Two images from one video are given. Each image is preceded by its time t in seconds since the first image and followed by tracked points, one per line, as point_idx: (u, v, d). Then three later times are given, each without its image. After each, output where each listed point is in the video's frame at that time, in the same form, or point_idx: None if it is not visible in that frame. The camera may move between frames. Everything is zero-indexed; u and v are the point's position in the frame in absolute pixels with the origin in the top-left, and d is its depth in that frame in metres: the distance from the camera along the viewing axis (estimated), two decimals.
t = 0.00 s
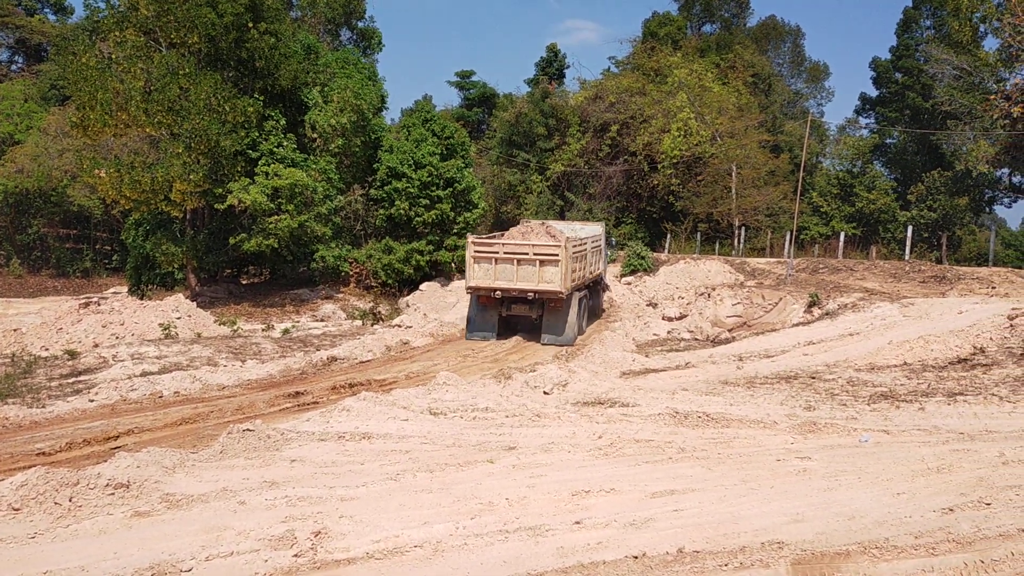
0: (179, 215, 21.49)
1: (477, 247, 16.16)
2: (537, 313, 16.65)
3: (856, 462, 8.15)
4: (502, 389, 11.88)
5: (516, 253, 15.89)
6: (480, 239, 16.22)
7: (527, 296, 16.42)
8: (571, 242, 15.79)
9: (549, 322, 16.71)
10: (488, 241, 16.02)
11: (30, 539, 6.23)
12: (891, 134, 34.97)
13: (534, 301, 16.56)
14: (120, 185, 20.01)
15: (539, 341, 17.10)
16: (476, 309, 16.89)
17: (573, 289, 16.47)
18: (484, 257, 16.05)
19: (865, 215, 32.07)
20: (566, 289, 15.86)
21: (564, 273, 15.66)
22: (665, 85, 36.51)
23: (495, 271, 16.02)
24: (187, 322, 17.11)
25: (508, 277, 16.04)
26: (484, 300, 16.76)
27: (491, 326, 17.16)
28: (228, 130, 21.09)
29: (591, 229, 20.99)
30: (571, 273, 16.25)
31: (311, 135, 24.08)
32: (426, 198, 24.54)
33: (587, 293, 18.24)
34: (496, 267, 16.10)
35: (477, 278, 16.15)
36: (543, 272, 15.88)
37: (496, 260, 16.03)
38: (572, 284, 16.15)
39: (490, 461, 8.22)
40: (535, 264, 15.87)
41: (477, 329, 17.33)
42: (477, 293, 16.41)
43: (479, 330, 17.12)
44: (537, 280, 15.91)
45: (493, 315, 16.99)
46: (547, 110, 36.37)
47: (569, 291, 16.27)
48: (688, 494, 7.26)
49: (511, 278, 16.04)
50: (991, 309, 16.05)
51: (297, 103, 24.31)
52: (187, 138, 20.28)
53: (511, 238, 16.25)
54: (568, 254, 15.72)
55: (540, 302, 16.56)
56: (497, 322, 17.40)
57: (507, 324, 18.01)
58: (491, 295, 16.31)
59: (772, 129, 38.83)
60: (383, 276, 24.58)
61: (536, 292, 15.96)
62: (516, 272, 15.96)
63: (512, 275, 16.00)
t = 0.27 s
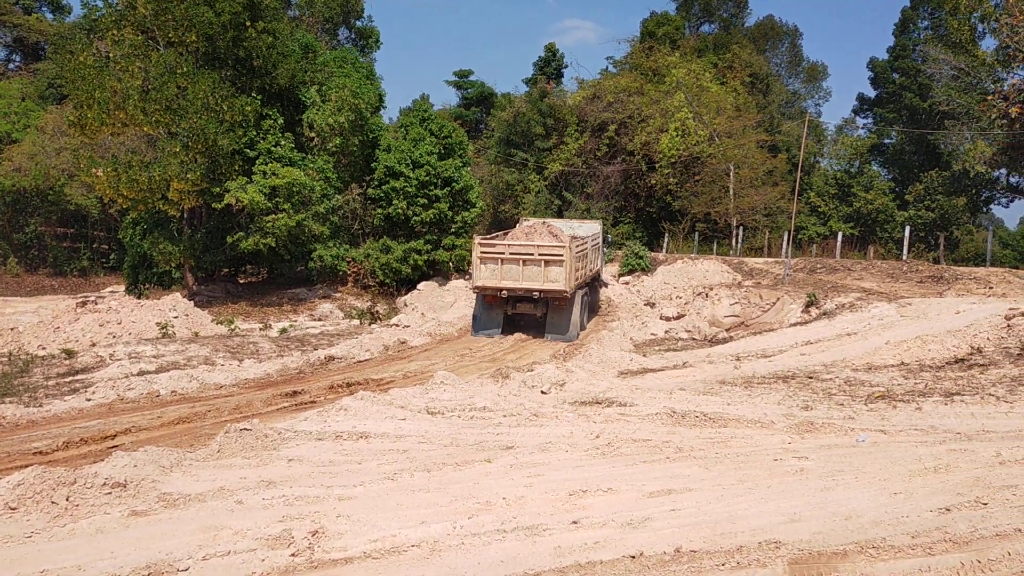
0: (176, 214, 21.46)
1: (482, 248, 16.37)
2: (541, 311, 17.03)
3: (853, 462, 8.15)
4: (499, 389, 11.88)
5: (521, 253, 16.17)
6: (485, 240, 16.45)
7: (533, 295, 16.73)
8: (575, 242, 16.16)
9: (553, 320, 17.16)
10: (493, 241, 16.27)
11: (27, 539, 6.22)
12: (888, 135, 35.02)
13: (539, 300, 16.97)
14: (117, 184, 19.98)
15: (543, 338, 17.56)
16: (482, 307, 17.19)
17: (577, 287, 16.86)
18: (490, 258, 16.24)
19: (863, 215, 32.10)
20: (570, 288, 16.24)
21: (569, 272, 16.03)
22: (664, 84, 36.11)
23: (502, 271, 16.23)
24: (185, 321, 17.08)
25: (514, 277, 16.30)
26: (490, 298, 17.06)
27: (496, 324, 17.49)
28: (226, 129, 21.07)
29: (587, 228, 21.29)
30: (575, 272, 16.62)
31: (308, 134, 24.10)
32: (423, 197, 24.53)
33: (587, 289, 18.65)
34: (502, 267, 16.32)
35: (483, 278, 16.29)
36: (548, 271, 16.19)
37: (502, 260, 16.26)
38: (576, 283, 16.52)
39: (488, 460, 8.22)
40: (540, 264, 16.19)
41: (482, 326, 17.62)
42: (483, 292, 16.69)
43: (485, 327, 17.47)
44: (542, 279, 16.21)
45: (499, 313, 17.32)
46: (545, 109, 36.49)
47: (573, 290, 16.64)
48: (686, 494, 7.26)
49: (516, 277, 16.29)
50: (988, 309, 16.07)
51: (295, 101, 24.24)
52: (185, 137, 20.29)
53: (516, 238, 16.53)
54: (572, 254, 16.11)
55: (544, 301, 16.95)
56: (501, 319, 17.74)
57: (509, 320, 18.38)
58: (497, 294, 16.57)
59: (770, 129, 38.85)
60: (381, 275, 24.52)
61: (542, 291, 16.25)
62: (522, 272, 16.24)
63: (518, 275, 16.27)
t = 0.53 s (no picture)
0: (174, 214, 21.44)
1: (488, 247, 16.70)
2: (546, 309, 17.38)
3: (851, 462, 8.16)
4: (497, 389, 11.88)
5: (528, 253, 16.53)
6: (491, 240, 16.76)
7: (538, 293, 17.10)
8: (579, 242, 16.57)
9: (558, 318, 17.53)
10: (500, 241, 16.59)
11: (24, 539, 6.22)
12: (887, 135, 35.07)
13: (544, 298, 17.32)
14: (115, 183, 19.96)
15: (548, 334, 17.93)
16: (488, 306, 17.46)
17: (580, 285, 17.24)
18: (497, 257, 16.57)
19: (861, 215, 32.11)
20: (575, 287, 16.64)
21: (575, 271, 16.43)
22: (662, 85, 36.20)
23: (508, 271, 16.57)
24: (183, 321, 17.06)
25: (520, 276, 16.65)
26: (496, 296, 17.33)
27: (502, 321, 17.76)
28: (224, 129, 21.06)
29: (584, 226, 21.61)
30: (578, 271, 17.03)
31: (307, 133, 24.10)
32: (422, 196, 24.53)
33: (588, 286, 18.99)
34: (508, 266, 16.65)
35: (490, 277, 16.66)
36: (553, 271, 16.58)
37: (509, 260, 16.59)
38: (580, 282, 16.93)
39: (486, 460, 8.22)
40: (546, 264, 16.54)
41: (488, 324, 17.87)
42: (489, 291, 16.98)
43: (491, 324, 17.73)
44: (548, 278, 16.59)
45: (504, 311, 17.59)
46: (544, 109, 36.61)
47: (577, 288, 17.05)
48: (684, 494, 7.27)
49: (522, 277, 16.64)
50: (986, 309, 16.10)
51: (293, 101, 24.21)
52: (183, 136, 20.29)
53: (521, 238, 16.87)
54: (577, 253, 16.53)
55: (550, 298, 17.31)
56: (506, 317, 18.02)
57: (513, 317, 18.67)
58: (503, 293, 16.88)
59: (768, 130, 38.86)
60: (379, 275, 24.44)
61: (547, 290, 16.62)
62: (528, 271, 16.61)
63: (524, 274, 16.63)
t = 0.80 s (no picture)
0: (174, 214, 21.45)
1: (494, 247, 16.83)
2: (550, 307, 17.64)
3: (850, 463, 8.16)
4: (496, 389, 11.89)
5: (533, 252, 16.68)
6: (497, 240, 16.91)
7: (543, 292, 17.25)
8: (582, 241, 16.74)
9: (562, 315, 17.82)
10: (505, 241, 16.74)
11: (23, 539, 6.22)
12: (886, 137, 35.10)
13: (548, 296, 17.49)
14: (114, 183, 19.95)
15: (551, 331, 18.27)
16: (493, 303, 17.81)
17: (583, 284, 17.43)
18: (503, 257, 16.71)
19: (861, 216, 32.14)
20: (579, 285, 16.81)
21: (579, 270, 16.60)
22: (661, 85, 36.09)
23: (514, 270, 16.71)
24: (182, 321, 17.05)
25: (526, 275, 16.79)
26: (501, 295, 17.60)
27: (507, 319, 18.13)
28: (223, 129, 21.06)
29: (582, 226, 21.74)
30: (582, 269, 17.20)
31: (306, 133, 24.11)
32: (421, 197, 24.56)
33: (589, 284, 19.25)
34: (514, 266, 16.79)
35: (496, 276, 16.78)
36: (558, 269, 16.72)
37: (515, 259, 16.73)
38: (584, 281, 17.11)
39: (485, 460, 8.23)
40: (551, 263, 16.68)
41: (494, 321, 18.27)
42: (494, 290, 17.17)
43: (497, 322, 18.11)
44: (553, 277, 16.72)
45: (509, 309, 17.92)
46: (543, 110, 36.70)
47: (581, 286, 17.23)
48: (683, 494, 7.27)
49: (528, 276, 16.78)
50: (985, 310, 16.11)
51: (293, 101, 24.23)
52: (183, 136, 20.28)
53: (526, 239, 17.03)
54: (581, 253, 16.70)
55: (553, 296, 17.53)
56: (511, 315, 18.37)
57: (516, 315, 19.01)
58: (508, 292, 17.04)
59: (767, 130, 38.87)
60: (378, 275, 24.42)
61: (552, 288, 16.76)
62: (533, 270, 16.75)
63: (530, 273, 16.77)
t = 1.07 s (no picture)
0: (173, 214, 21.44)
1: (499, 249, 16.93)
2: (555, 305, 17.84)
3: (850, 465, 8.16)
4: (496, 390, 11.88)
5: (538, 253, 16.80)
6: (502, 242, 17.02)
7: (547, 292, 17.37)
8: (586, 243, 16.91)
9: (566, 314, 18.05)
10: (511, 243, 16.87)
11: (23, 539, 6.22)
12: (886, 138, 35.12)
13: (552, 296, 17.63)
14: (114, 184, 19.94)
15: (556, 329, 18.55)
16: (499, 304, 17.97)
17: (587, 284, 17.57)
18: (509, 258, 16.81)
19: (860, 217, 32.16)
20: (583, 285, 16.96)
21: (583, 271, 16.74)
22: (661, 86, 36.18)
23: (519, 271, 16.80)
24: (182, 322, 17.05)
25: (531, 276, 16.89)
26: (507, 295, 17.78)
27: (513, 318, 18.32)
28: (224, 130, 21.06)
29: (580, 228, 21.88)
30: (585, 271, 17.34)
31: (306, 134, 24.11)
32: (421, 198, 24.56)
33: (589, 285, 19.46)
34: (520, 267, 16.87)
35: (502, 276, 16.84)
36: (563, 270, 16.82)
37: (521, 261, 16.83)
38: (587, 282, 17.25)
39: (485, 461, 8.22)
40: (556, 264, 16.80)
41: (500, 321, 18.44)
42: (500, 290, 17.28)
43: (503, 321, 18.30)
44: (558, 278, 16.82)
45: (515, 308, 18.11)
46: (543, 111, 36.76)
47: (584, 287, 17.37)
48: (683, 496, 7.27)
49: (533, 277, 16.88)
50: (985, 312, 16.10)
51: (293, 102, 24.26)
52: (182, 137, 20.28)
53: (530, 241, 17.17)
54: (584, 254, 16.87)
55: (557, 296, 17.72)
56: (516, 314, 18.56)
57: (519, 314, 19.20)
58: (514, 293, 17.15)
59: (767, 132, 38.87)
60: (378, 276, 24.43)
61: (557, 289, 16.85)
62: (539, 271, 16.84)
63: (535, 274, 16.87)
